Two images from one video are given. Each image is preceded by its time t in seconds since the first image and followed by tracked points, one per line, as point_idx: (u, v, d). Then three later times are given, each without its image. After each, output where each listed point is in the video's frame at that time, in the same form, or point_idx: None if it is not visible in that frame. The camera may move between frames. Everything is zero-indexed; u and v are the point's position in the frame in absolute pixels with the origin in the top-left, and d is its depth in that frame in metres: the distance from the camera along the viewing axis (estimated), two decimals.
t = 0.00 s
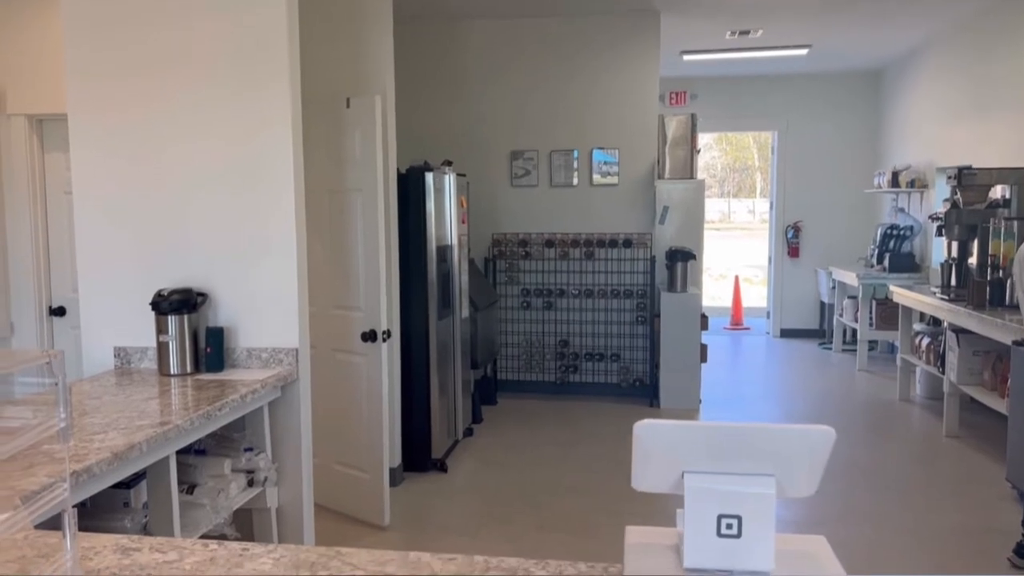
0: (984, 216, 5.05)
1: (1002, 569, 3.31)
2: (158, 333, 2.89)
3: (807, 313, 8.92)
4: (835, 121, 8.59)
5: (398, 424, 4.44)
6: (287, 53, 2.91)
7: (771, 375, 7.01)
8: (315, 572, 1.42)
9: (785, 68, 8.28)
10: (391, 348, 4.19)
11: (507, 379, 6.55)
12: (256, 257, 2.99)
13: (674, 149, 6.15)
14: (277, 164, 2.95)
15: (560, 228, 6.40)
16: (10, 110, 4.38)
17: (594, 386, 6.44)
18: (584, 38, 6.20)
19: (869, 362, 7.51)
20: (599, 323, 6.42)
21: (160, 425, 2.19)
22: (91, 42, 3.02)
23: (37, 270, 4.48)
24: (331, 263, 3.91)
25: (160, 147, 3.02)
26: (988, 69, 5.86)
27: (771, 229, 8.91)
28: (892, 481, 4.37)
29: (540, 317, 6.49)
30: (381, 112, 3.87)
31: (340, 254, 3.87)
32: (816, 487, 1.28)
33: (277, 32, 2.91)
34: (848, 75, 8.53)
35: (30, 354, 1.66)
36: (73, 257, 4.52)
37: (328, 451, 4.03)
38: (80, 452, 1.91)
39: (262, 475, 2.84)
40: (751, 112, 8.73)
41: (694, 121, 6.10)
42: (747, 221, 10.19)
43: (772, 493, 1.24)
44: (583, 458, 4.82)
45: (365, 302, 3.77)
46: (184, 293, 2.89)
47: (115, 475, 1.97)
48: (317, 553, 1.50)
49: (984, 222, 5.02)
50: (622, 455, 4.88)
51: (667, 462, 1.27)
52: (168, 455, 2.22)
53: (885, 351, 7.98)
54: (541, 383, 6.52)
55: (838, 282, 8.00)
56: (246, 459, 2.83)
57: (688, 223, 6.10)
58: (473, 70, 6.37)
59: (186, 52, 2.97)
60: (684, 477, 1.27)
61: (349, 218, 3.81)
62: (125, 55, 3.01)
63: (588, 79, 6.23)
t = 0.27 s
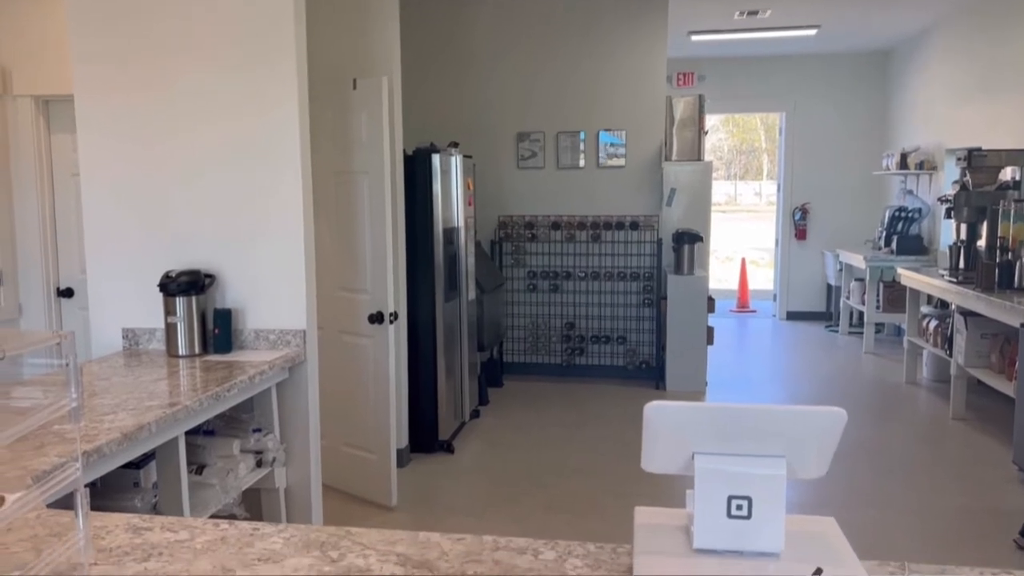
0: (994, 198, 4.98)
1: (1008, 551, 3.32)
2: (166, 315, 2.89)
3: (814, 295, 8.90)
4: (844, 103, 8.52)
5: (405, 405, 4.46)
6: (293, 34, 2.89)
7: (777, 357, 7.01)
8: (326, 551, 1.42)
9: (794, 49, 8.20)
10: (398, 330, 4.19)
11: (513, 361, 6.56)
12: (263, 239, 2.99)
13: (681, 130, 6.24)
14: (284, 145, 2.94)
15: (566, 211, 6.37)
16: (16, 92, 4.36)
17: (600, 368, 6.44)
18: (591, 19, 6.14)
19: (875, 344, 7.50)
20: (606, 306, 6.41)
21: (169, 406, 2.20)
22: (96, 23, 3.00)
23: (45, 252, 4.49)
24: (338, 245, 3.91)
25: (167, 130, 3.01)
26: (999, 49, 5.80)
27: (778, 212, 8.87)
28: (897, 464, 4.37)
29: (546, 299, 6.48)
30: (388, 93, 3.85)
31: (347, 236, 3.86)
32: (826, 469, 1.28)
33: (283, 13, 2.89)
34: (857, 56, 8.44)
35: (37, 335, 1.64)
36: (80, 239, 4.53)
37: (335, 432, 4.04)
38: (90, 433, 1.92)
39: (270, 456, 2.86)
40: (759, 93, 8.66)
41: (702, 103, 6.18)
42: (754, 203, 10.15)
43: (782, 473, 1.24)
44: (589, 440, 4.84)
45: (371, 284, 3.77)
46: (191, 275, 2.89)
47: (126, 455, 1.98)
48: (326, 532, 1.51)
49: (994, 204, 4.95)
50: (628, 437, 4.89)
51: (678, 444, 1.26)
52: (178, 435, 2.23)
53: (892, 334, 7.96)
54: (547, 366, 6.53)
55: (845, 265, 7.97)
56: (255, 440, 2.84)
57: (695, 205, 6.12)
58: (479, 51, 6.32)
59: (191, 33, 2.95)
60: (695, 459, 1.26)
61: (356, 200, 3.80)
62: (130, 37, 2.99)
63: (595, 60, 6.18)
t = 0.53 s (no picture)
0: (1005, 169, 4.87)
1: (1012, 523, 3.33)
2: (173, 288, 2.90)
3: (822, 268, 8.86)
4: (854, 74, 8.41)
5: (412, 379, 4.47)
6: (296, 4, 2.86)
7: (784, 330, 6.99)
8: (332, 522, 1.43)
9: (805, 19, 8.09)
10: (405, 304, 4.19)
11: (520, 335, 6.56)
12: (268, 212, 2.98)
13: (688, 103, 6.07)
14: (289, 117, 2.92)
15: (573, 184, 6.34)
16: (20, 64, 4.33)
17: (607, 342, 6.44)
18: None
19: (883, 318, 7.47)
20: (613, 279, 6.40)
21: (176, 378, 2.21)
22: None
23: (53, 225, 4.50)
24: (344, 218, 3.90)
25: (171, 103, 2.99)
26: (1013, 18, 5.71)
27: (786, 185, 8.80)
28: (903, 437, 4.38)
29: (553, 273, 6.47)
30: (393, 64, 3.82)
31: (353, 209, 3.85)
32: (832, 441, 1.27)
33: None
34: (868, 26, 8.32)
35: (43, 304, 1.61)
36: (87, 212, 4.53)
37: (343, 405, 4.07)
38: (98, 404, 1.93)
39: (278, 429, 2.88)
40: (768, 64, 8.56)
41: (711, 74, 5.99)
42: (762, 176, 10.09)
43: (788, 445, 1.24)
44: (595, 412, 4.86)
45: (377, 257, 3.77)
46: (197, 248, 2.89)
47: (133, 427, 2.00)
48: (333, 503, 1.52)
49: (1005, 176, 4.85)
50: (634, 410, 4.90)
51: (683, 415, 1.26)
52: (185, 408, 2.24)
53: (900, 307, 7.93)
54: (553, 339, 6.53)
55: (854, 238, 7.92)
56: (263, 412, 2.86)
57: (703, 179, 6.02)
58: (485, 22, 6.25)
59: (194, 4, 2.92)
60: (701, 431, 1.26)
61: (362, 173, 3.78)
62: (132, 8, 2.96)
63: (603, 30, 6.11)
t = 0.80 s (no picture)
0: None
1: None
2: (185, 254, 2.90)
3: (835, 234, 8.78)
4: (871, 35, 8.25)
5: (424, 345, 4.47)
6: None
7: (797, 297, 6.95)
8: (348, 485, 1.43)
9: None
10: (416, 270, 4.18)
11: (531, 302, 6.55)
12: (279, 178, 2.96)
13: (703, 65, 5.87)
14: (298, 81, 2.88)
15: (585, 149, 6.27)
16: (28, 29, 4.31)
17: (618, 308, 6.43)
18: None
19: (897, 284, 7.41)
20: (625, 246, 6.36)
21: (190, 344, 2.21)
22: None
23: (64, 192, 4.49)
24: (355, 184, 3.87)
25: (180, 67, 2.96)
26: None
27: (800, 149, 8.69)
28: (917, 403, 4.36)
29: (564, 239, 6.44)
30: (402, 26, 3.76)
31: (364, 175, 3.82)
32: (853, 404, 1.25)
33: None
34: None
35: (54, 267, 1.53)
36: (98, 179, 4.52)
37: (355, 371, 4.08)
38: (112, 369, 1.93)
39: (292, 394, 2.91)
40: (783, 25, 8.37)
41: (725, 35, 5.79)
42: (775, 141, 9.97)
43: (808, 409, 1.22)
44: (607, 379, 4.86)
45: (389, 223, 3.75)
46: (209, 213, 2.87)
47: (148, 392, 2.00)
48: (349, 467, 1.51)
49: None
50: (646, 376, 4.90)
51: (702, 379, 1.24)
52: (199, 373, 2.25)
53: (914, 273, 7.86)
54: (565, 306, 6.52)
55: (868, 203, 7.83)
56: (276, 378, 2.87)
57: (716, 144, 5.92)
58: None
59: None
60: (719, 394, 1.24)
61: (372, 138, 3.74)
62: None
63: None
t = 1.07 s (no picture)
0: None
1: None
2: (198, 217, 2.89)
3: (851, 197, 8.67)
4: None
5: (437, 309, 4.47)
6: None
7: (812, 260, 6.88)
8: (367, 445, 1.43)
9: None
10: (429, 233, 4.15)
11: (544, 266, 6.51)
12: (291, 140, 2.93)
13: (719, 24, 5.76)
14: (308, 40, 2.83)
15: (599, 111, 6.19)
16: None
17: (632, 272, 6.39)
18: None
19: (914, 246, 7.32)
20: (639, 209, 6.30)
21: (205, 306, 2.20)
22: None
23: (75, 156, 4.49)
24: (367, 146, 3.83)
25: (189, 27, 2.91)
26: None
27: (817, 111, 8.55)
28: (933, 366, 4.32)
29: (578, 202, 6.38)
30: None
31: (376, 137, 3.78)
32: (879, 363, 1.23)
33: None
34: None
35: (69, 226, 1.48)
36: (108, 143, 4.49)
37: (370, 335, 4.08)
38: (129, 331, 1.93)
39: (307, 357, 2.89)
40: None
41: None
42: (790, 103, 9.83)
43: (833, 368, 1.19)
44: (621, 343, 4.84)
45: (402, 186, 3.72)
46: (221, 176, 2.85)
47: (164, 355, 2.00)
48: (367, 427, 1.51)
49: None
50: (661, 340, 4.88)
51: (725, 338, 1.21)
52: (215, 336, 2.24)
53: (932, 236, 7.76)
54: (578, 270, 6.49)
55: (886, 165, 7.71)
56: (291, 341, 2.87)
57: (732, 103, 5.84)
58: None
59: None
60: (742, 353, 1.22)
61: (384, 99, 3.69)
62: None
63: None
